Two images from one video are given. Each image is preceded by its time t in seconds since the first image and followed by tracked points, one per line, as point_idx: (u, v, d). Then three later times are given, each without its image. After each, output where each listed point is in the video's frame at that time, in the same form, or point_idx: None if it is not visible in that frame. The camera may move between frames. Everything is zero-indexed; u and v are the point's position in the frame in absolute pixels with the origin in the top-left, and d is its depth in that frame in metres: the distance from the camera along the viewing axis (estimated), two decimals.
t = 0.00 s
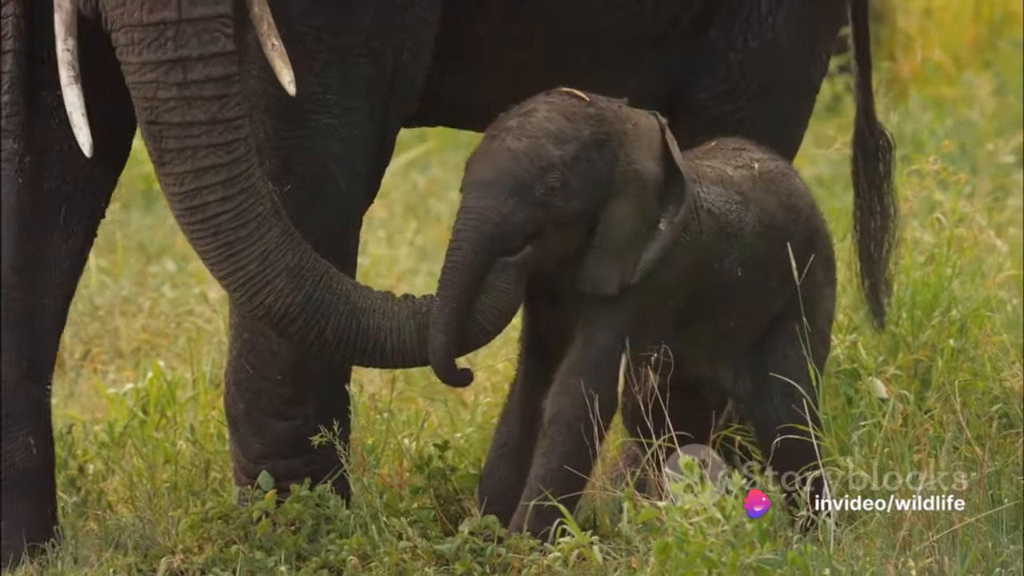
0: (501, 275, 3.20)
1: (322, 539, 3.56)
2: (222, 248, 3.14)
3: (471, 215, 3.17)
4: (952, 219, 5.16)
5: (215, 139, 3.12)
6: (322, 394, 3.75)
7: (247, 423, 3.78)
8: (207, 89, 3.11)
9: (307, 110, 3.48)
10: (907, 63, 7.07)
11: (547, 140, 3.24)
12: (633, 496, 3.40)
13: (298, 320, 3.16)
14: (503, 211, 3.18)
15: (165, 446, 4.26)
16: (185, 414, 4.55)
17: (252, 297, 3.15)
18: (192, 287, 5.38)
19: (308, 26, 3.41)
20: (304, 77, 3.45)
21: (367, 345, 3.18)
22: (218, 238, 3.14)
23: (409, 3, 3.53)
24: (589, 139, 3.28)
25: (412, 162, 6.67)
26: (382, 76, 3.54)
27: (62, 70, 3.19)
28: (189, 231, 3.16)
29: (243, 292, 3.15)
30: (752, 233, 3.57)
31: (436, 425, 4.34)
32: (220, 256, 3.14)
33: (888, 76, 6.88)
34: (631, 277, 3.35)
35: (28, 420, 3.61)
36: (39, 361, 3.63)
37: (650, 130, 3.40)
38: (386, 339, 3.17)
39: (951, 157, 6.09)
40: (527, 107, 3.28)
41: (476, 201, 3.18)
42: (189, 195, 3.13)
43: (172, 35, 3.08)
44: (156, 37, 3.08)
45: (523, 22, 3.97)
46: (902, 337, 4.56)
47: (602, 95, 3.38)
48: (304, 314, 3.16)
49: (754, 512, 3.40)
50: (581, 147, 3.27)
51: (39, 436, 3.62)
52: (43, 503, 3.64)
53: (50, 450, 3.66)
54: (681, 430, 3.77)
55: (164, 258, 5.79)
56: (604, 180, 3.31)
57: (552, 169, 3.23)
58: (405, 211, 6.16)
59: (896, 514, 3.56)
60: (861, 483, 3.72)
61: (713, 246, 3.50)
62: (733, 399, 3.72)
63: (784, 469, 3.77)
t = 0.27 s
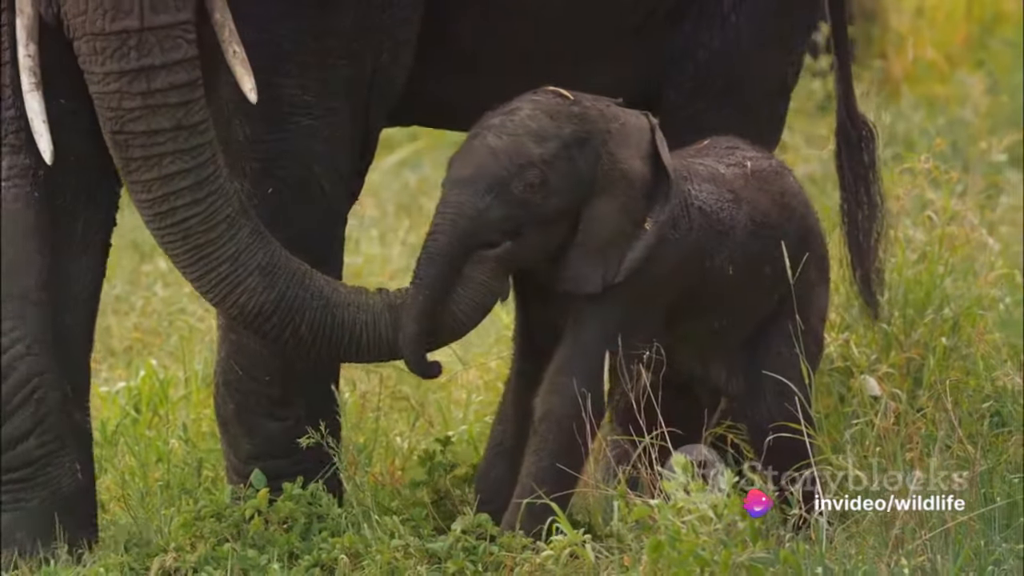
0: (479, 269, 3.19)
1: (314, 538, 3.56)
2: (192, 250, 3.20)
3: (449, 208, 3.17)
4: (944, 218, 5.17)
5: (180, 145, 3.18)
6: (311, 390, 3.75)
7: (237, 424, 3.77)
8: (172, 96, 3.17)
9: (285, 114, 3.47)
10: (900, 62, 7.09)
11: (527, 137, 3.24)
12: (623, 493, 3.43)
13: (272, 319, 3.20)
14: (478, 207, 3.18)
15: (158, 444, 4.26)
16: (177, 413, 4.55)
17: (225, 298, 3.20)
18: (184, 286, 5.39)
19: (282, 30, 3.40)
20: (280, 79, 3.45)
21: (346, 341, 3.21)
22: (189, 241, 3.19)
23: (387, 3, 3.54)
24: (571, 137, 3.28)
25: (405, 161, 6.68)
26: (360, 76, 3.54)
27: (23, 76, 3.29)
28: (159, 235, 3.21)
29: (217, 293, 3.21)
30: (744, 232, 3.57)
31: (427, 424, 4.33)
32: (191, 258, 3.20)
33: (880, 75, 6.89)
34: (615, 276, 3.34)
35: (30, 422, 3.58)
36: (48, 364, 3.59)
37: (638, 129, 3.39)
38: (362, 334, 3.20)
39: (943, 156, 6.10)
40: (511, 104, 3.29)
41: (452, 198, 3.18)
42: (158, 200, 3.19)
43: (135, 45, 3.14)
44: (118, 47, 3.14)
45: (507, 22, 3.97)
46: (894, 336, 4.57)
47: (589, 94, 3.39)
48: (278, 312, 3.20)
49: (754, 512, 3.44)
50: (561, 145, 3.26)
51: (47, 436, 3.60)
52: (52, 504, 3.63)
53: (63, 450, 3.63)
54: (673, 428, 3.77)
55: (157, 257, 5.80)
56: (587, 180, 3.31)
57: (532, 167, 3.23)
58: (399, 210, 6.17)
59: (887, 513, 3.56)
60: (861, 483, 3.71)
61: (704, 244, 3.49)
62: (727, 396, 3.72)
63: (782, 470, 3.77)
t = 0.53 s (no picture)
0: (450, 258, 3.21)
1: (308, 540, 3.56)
2: (167, 249, 3.09)
3: (422, 202, 3.21)
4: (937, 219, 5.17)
5: (156, 143, 3.08)
6: (300, 394, 3.73)
7: (224, 428, 3.75)
8: (147, 95, 3.07)
9: (259, 120, 3.45)
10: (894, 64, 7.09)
11: (505, 136, 3.27)
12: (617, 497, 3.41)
13: (248, 315, 3.13)
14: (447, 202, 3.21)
15: (152, 446, 4.26)
16: (170, 415, 4.54)
17: (201, 297, 3.11)
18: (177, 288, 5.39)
19: (257, 34, 3.39)
20: (253, 85, 3.42)
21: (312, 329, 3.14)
22: (166, 240, 3.09)
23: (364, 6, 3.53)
24: (550, 137, 3.30)
25: (399, 163, 6.68)
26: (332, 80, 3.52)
27: None
28: (133, 235, 3.11)
29: (193, 292, 3.11)
30: (736, 234, 3.58)
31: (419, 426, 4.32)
32: (167, 257, 3.10)
33: (873, 77, 6.89)
34: (596, 278, 3.35)
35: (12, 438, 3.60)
36: (32, 377, 3.58)
37: (624, 134, 3.40)
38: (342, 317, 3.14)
39: (938, 157, 6.10)
40: (494, 104, 3.32)
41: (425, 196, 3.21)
42: (133, 200, 3.09)
43: (110, 43, 3.04)
44: (91, 46, 3.03)
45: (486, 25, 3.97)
46: (888, 338, 4.56)
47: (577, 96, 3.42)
48: (254, 307, 3.13)
49: (754, 512, 3.48)
50: (540, 145, 3.29)
51: (29, 452, 3.60)
52: (36, 519, 3.63)
53: (47, 466, 3.62)
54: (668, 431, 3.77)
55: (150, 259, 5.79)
56: (567, 181, 3.33)
57: (508, 165, 3.25)
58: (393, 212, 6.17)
59: (882, 516, 3.56)
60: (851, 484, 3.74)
61: (693, 246, 3.50)
62: (720, 399, 3.71)
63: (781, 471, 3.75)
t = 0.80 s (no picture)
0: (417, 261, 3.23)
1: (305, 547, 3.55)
2: (149, 249, 3.01)
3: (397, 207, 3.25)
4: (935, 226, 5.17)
5: (139, 142, 3.02)
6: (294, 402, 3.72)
7: (209, 434, 3.74)
8: (132, 91, 3.02)
9: (248, 121, 3.46)
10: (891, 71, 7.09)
11: (484, 143, 3.33)
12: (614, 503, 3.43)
13: (231, 315, 3.03)
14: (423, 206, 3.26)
15: (150, 453, 4.26)
16: (169, 422, 4.54)
17: (184, 298, 3.01)
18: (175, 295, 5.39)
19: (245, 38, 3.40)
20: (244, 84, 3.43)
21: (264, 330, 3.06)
22: (149, 239, 3.01)
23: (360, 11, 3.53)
24: (528, 144, 3.37)
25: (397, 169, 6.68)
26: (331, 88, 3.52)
27: None
28: (114, 237, 3.02)
29: (177, 292, 3.01)
30: (731, 237, 3.58)
31: (416, 433, 4.33)
32: (149, 257, 3.01)
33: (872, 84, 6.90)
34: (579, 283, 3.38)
35: (9, 453, 3.58)
36: (26, 391, 3.57)
37: (614, 135, 3.42)
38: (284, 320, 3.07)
39: (936, 164, 6.10)
40: (475, 112, 3.40)
41: (400, 199, 3.26)
42: (116, 199, 3.01)
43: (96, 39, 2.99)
44: (77, 42, 2.99)
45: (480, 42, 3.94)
46: (886, 344, 4.55)
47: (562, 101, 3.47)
48: (239, 308, 3.03)
49: (755, 512, 3.57)
50: (519, 152, 3.35)
51: (27, 465, 3.59)
52: (36, 530, 3.61)
53: (45, 478, 3.61)
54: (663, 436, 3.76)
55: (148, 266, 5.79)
56: (545, 189, 3.38)
57: (484, 172, 3.32)
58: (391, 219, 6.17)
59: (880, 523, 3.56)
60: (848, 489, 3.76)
61: (685, 250, 3.51)
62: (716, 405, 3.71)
63: (780, 473, 3.76)
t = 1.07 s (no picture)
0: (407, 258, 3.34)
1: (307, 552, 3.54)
2: (162, 249, 3.07)
3: (386, 218, 3.32)
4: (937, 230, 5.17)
5: (139, 140, 3.06)
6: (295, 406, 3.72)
7: (224, 427, 3.63)
8: (128, 89, 3.04)
9: (286, 104, 3.45)
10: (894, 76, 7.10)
11: (478, 151, 3.35)
12: (615, 508, 3.45)
13: (245, 310, 3.12)
14: (416, 214, 3.33)
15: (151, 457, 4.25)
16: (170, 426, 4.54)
17: (200, 298, 3.08)
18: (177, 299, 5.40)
19: (269, 26, 3.40)
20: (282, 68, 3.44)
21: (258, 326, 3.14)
22: (162, 238, 3.06)
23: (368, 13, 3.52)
24: (524, 149, 3.37)
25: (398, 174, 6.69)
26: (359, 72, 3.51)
27: None
28: (125, 240, 3.07)
29: (194, 293, 3.08)
30: (734, 238, 3.56)
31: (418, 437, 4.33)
32: (163, 257, 3.06)
33: (873, 88, 6.90)
34: (585, 284, 3.38)
35: (11, 461, 3.57)
36: (26, 399, 3.56)
37: (615, 134, 3.41)
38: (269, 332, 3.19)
39: (938, 169, 6.10)
40: (473, 116, 3.41)
41: (393, 207, 3.34)
42: (123, 200, 3.06)
43: (87, 37, 3.02)
44: (69, 40, 3.02)
45: (482, 47, 3.95)
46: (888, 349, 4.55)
47: (562, 102, 3.46)
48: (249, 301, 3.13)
49: (754, 510, 3.61)
50: (514, 158, 3.36)
51: (28, 472, 3.58)
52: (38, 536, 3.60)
53: (47, 484, 3.60)
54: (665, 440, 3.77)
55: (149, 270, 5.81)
56: (540, 196, 3.39)
57: (478, 180, 3.34)
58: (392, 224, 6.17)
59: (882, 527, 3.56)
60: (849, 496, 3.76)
61: (686, 252, 3.50)
62: (714, 409, 3.71)
63: (780, 472, 3.76)
